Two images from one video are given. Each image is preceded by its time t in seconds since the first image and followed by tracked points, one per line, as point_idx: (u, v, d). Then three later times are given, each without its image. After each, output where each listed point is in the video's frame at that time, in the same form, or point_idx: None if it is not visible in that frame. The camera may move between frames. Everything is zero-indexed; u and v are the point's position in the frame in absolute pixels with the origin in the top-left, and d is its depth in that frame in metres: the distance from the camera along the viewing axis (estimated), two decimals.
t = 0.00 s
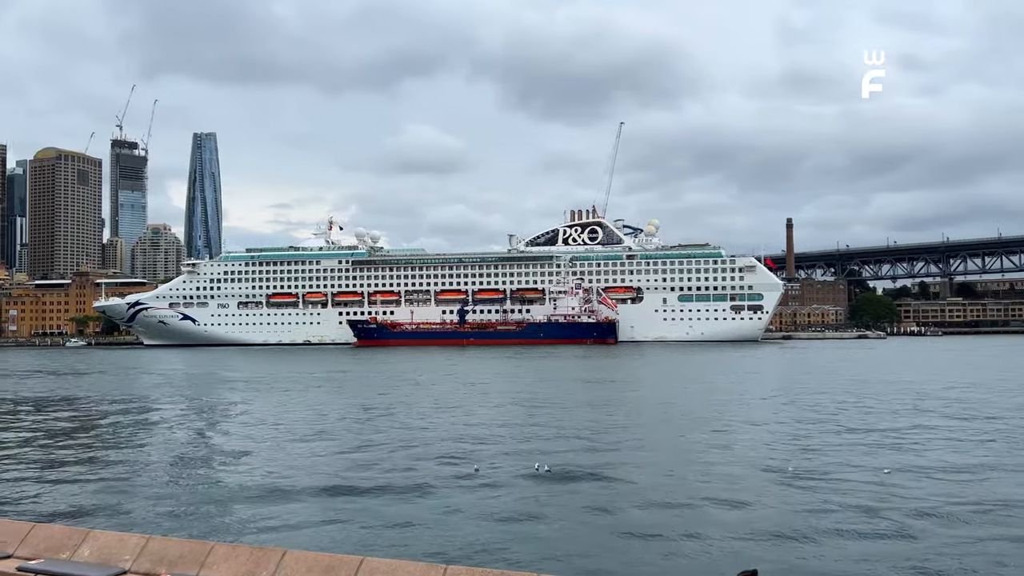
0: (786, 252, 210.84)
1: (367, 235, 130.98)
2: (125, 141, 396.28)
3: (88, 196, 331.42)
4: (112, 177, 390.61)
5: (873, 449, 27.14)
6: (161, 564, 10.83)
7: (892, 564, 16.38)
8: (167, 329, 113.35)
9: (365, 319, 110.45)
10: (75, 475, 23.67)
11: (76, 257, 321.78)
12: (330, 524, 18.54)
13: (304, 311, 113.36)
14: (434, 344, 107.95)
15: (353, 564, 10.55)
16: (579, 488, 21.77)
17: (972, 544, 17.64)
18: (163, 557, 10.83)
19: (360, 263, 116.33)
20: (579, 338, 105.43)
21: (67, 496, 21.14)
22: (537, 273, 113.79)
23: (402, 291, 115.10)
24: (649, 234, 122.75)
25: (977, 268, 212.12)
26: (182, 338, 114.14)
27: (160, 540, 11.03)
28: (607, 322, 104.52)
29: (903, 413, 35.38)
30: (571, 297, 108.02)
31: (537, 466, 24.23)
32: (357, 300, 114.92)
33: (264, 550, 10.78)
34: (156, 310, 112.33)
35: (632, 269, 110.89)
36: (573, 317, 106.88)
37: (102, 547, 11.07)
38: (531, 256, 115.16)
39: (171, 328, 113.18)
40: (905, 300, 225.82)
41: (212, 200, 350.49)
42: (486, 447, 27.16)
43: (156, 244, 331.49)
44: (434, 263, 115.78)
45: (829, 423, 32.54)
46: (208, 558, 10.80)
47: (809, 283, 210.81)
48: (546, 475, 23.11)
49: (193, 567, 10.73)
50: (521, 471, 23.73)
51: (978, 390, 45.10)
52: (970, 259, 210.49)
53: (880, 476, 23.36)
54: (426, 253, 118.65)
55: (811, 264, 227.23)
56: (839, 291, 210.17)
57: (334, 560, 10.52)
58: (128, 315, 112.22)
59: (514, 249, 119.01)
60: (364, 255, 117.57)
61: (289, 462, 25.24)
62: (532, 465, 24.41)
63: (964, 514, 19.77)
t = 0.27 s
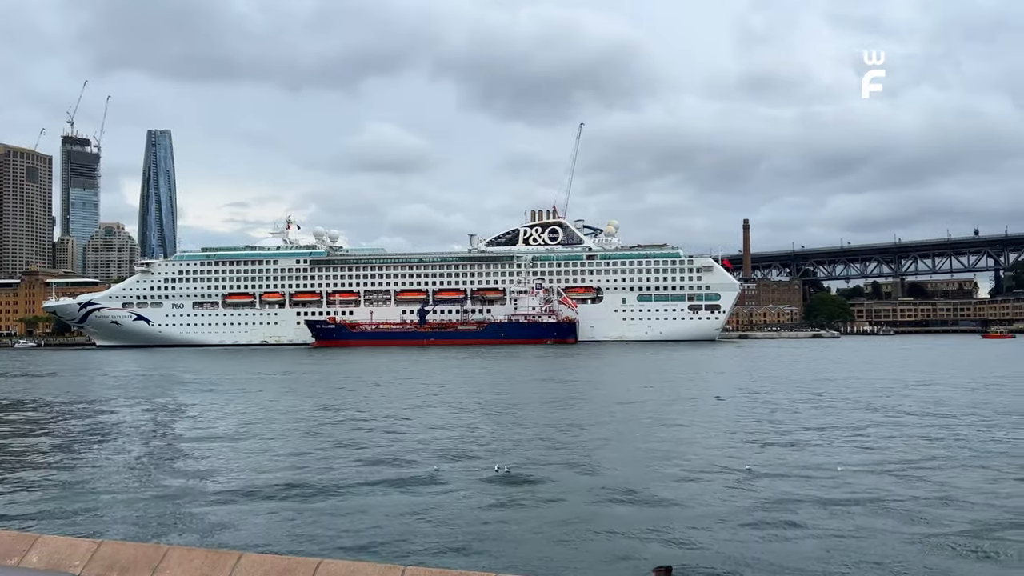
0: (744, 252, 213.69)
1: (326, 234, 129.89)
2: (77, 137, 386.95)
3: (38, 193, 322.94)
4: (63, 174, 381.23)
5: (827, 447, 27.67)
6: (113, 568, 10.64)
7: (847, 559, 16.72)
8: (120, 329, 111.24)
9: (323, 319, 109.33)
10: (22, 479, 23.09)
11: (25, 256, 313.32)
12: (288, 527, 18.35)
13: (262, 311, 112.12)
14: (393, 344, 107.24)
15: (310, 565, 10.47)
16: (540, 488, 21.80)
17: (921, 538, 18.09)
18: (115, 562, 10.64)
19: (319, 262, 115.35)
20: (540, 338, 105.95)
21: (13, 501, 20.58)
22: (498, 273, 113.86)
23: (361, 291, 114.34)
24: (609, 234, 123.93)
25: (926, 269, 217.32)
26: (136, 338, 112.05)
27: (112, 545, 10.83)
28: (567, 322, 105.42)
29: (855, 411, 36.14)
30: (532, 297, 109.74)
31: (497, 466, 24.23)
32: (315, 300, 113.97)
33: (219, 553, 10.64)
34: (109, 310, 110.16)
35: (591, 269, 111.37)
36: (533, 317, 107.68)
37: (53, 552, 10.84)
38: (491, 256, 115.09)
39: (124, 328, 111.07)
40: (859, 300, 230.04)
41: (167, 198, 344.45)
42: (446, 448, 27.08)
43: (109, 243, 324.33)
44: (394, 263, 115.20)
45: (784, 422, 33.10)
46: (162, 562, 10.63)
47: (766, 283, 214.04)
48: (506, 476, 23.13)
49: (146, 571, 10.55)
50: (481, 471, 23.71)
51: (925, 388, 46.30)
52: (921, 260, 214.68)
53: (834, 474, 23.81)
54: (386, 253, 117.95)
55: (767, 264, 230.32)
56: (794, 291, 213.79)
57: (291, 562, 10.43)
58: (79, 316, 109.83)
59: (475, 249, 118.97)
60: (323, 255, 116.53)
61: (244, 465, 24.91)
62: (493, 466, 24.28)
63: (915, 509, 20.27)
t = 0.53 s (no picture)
0: (699, 253, 216.71)
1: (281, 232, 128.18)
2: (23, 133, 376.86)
3: None
4: (10, 170, 370.89)
5: (783, 446, 28.08)
6: (60, 573, 10.44)
7: (802, 557, 17.00)
8: (69, 330, 108.73)
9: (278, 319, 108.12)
10: None
11: None
12: (243, 532, 18.04)
13: (215, 311, 110.50)
14: (351, 344, 107.20)
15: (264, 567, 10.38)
16: (498, 490, 21.77)
17: (872, 534, 18.47)
18: (62, 566, 10.44)
19: (274, 262, 113.80)
20: (498, 338, 106.36)
21: None
22: (456, 273, 113.63)
23: (317, 291, 113.25)
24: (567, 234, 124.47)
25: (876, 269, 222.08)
26: (86, 338, 109.64)
27: (60, 551, 10.64)
28: (526, 322, 105.96)
29: (808, 411, 36.71)
30: (490, 297, 110.30)
31: (452, 469, 23.94)
32: (270, 300, 112.50)
33: (170, 557, 10.50)
34: (57, 309, 107.64)
35: (549, 269, 111.65)
36: (492, 317, 108.28)
37: None
38: (450, 256, 114.76)
39: (73, 328, 108.57)
40: (811, 300, 234.99)
41: (118, 196, 337.52)
42: (402, 450, 26.82)
43: (58, 241, 316.55)
44: (351, 262, 114.26)
45: (739, 421, 33.50)
46: (110, 566, 10.44)
47: (721, 283, 217.79)
48: (464, 478, 22.93)
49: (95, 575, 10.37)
50: (437, 474, 23.52)
51: (871, 386, 47.36)
52: (871, 261, 219.96)
53: (791, 473, 24.14)
54: (343, 252, 116.97)
55: (721, 265, 233.54)
56: (747, 291, 217.87)
57: (245, 564, 10.33)
58: (26, 316, 107.06)
59: (433, 249, 118.58)
60: (278, 254, 115.03)
61: (196, 467, 24.44)
62: (448, 470, 23.91)
63: (868, 506, 20.68)
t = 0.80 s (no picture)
0: (655, 254, 219.65)
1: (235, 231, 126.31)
2: None
3: None
4: None
5: (737, 445, 28.49)
6: None
7: (759, 555, 17.15)
8: (14, 330, 105.84)
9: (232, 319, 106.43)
10: None
11: None
12: (195, 536, 17.73)
13: (167, 311, 108.59)
14: (307, 345, 105.54)
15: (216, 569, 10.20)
16: (454, 491, 21.74)
17: (825, 530, 18.85)
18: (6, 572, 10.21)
19: (227, 262, 112.11)
20: (456, 338, 106.10)
21: None
22: (413, 273, 113.13)
23: (272, 291, 111.90)
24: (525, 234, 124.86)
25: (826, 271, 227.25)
26: (33, 339, 106.82)
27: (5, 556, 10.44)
28: (484, 322, 105.93)
29: (761, 410, 37.27)
30: (448, 297, 109.51)
31: (408, 472, 23.69)
32: (223, 300, 111.06)
33: (118, 561, 10.28)
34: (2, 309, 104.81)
35: (507, 269, 111.93)
36: (450, 318, 108.02)
37: None
38: (407, 256, 114.25)
39: (19, 328, 105.62)
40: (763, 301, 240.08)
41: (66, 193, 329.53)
42: (356, 451, 26.58)
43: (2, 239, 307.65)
44: (307, 262, 113.11)
45: (692, 421, 33.93)
46: (57, 569, 10.20)
47: (676, 284, 221.82)
48: (419, 481, 22.76)
49: None
50: (393, 475, 23.36)
51: (821, 386, 48.26)
52: (823, 263, 224.67)
53: (745, 471, 24.50)
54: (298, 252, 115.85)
55: (677, 266, 236.51)
56: (702, 292, 222.11)
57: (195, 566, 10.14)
58: None
59: (390, 249, 118.06)
60: (232, 253, 113.37)
61: (142, 470, 23.92)
62: (403, 474, 23.48)
63: (819, 503, 21.08)
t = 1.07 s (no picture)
0: (611, 256, 222.36)
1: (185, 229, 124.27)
2: None
3: None
4: None
5: (691, 446, 28.81)
6: None
7: (712, 554, 17.37)
8: None
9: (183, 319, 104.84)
10: None
11: None
12: (142, 541, 17.33)
13: (115, 311, 106.41)
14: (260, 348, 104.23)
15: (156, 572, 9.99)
16: (411, 494, 21.53)
17: (780, 530, 19.09)
18: None
19: (178, 261, 110.27)
20: (414, 339, 105.61)
21: None
22: (369, 272, 112.42)
23: (223, 290, 109.99)
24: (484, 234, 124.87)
25: (781, 272, 231.26)
26: None
27: None
28: (441, 323, 105.55)
29: (715, 410, 37.74)
30: (405, 297, 108.77)
31: (363, 474, 23.47)
32: (174, 300, 109.08)
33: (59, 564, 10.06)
34: None
35: (465, 269, 111.63)
36: (407, 318, 107.41)
37: None
38: (363, 256, 113.49)
39: None
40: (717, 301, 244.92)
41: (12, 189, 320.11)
42: (308, 454, 26.19)
43: None
44: (261, 261, 111.50)
45: (647, 421, 34.21)
46: None
47: (633, 284, 225.76)
48: (375, 483, 22.54)
49: None
50: (348, 478, 23.04)
51: (774, 387, 49.04)
52: (777, 264, 228.54)
53: (701, 472, 24.73)
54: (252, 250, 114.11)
55: (634, 267, 238.52)
56: (658, 292, 226.63)
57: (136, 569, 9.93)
58: None
59: (347, 249, 117.03)
60: (182, 252, 111.55)
61: (84, 476, 23.24)
62: (359, 475, 23.31)
63: (773, 502, 21.39)
